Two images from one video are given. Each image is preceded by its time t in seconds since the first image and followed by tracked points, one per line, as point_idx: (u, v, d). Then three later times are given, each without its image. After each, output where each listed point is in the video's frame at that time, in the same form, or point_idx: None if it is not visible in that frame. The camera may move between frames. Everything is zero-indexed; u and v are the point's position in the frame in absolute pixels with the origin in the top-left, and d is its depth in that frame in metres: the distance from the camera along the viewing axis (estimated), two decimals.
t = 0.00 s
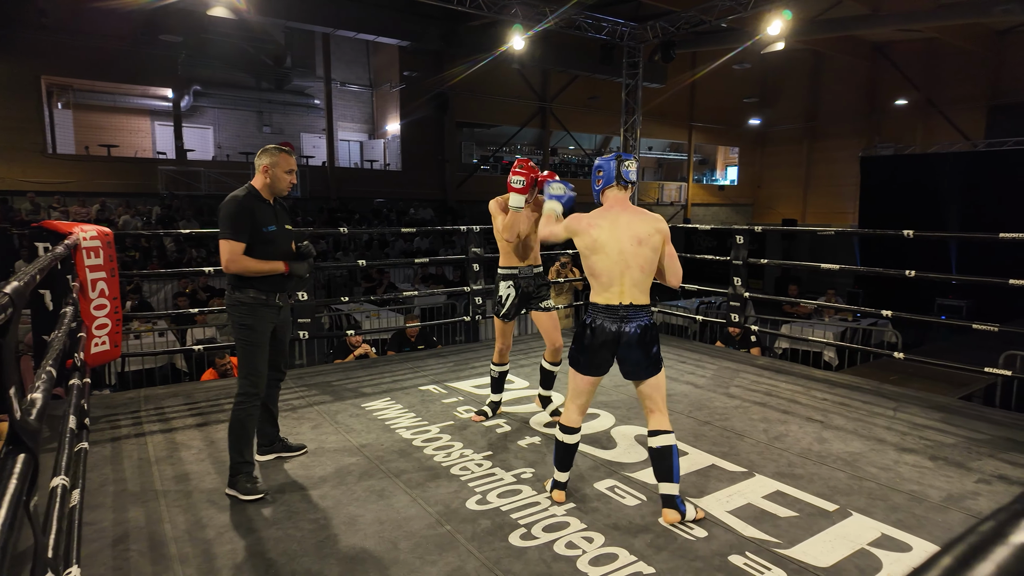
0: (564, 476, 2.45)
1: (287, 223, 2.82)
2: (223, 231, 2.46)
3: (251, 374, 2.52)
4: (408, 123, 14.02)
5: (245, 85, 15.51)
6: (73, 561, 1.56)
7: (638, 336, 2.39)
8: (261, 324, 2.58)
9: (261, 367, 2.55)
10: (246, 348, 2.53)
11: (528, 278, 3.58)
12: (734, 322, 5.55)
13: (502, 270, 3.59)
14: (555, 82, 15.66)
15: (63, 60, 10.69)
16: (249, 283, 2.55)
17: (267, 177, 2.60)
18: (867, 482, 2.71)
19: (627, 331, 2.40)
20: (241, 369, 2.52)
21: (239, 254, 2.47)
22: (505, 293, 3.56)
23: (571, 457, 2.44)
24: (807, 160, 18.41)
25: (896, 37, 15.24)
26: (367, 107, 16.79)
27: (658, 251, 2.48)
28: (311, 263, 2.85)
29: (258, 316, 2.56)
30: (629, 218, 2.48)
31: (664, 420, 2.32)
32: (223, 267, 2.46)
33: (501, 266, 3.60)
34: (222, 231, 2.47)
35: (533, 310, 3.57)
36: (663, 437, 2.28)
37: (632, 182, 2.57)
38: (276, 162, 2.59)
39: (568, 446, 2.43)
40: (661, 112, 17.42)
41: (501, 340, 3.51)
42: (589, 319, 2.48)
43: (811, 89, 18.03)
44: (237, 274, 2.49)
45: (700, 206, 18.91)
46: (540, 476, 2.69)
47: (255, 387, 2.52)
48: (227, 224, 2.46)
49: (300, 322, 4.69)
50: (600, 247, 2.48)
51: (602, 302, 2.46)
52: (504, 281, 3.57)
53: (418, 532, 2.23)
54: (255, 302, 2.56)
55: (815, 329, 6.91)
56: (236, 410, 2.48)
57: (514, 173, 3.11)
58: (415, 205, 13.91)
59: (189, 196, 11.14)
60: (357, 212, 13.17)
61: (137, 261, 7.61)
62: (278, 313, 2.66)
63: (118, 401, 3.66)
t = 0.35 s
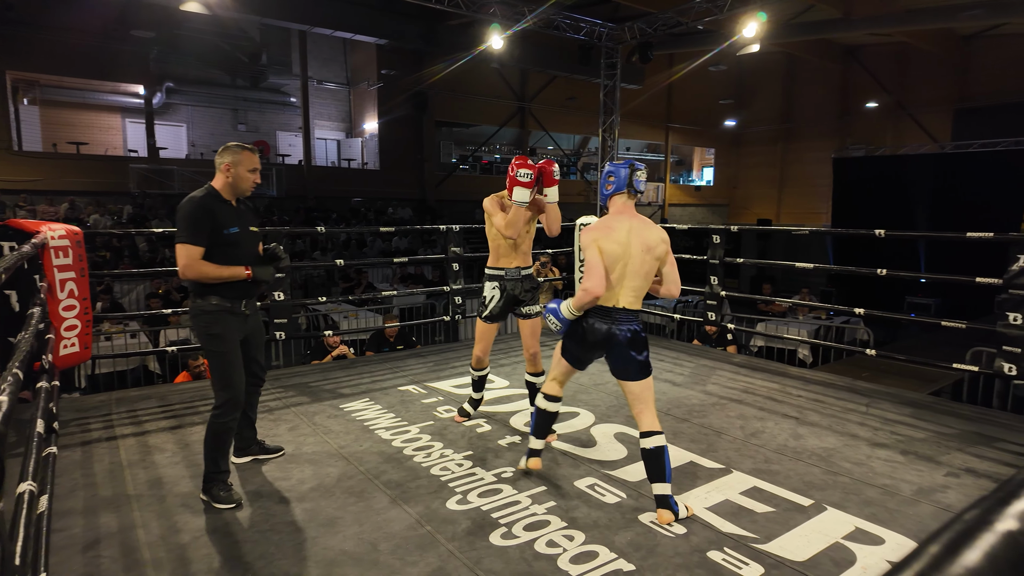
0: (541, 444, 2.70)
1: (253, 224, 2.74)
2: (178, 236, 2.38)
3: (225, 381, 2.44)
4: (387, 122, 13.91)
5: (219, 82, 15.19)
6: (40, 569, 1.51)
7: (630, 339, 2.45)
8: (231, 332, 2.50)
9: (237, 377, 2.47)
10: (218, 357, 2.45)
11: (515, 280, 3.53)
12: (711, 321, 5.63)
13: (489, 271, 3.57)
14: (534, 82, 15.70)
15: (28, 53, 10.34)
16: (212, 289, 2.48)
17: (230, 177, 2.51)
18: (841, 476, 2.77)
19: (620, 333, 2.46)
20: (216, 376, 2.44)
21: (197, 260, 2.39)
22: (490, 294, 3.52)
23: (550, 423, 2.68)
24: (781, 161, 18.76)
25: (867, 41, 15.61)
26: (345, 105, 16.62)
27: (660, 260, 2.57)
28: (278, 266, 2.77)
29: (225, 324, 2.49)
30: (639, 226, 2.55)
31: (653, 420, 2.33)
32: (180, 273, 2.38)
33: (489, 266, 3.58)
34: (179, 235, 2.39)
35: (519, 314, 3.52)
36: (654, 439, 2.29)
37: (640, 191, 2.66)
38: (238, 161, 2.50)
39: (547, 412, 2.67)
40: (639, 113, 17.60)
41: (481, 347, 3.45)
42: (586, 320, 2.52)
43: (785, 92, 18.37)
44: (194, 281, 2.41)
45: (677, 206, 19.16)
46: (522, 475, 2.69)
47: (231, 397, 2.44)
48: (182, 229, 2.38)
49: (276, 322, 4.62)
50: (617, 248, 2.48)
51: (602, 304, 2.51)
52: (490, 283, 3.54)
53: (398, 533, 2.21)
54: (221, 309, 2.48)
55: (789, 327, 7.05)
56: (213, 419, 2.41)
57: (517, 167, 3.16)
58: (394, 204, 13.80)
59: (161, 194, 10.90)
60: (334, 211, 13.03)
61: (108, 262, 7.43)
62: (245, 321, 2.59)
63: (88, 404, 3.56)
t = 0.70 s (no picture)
0: (473, 467, 2.48)
1: (221, 222, 2.58)
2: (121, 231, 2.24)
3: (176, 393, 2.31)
4: (365, 120, 13.77)
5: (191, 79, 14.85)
6: None
7: (571, 337, 2.48)
8: (186, 341, 2.34)
9: (184, 392, 2.33)
10: (166, 367, 2.31)
11: (478, 285, 3.52)
12: (688, 320, 5.70)
13: (450, 276, 3.56)
14: (513, 82, 15.72)
15: None
16: (163, 291, 2.32)
17: (195, 169, 2.38)
18: (814, 472, 2.83)
19: (562, 333, 2.48)
20: (165, 388, 2.31)
21: (138, 255, 2.22)
22: (453, 301, 3.49)
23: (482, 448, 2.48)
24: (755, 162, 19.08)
25: (838, 45, 15.96)
26: (321, 104, 16.42)
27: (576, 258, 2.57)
28: (242, 268, 2.58)
29: (174, 331, 2.31)
30: (546, 230, 2.57)
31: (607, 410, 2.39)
32: (120, 270, 2.23)
33: (449, 271, 3.58)
34: (121, 229, 2.24)
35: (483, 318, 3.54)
36: (612, 426, 2.34)
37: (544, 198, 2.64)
38: (204, 152, 2.37)
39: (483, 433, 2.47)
40: (617, 115, 17.75)
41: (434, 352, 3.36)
42: (523, 327, 2.53)
43: (759, 94, 18.71)
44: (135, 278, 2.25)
45: (654, 206, 19.36)
46: (501, 475, 2.69)
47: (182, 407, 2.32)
48: (126, 222, 2.23)
49: (252, 323, 4.54)
50: (522, 259, 2.57)
51: (534, 309, 2.54)
52: (452, 289, 3.52)
53: (378, 535, 2.19)
54: (174, 314, 2.32)
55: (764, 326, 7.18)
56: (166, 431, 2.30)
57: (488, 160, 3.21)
58: (372, 204, 13.66)
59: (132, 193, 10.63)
60: (311, 211, 12.86)
61: (77, 262, 7.22)
62: (202, 325, 2.38)
63: (56, 408, 3.46)
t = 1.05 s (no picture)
0: (464, 467, 2.50)
1: (214, 232, 2.47)
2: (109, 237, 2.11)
3: (159, 409, 2.14)
4: (360, 120, 13.76)
5: (183, 79, 14.73)
6: None
7: (553, 328, 2.66)
8: (176, 352, 2.19)
9: (175, 406, 2.17)
10: (150, 383, 2.14)
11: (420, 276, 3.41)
12: (682, 320, 5.72)
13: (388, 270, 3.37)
14: (507, 82, 15.73)
15: None
16: (151, 302, 2.17)
17: (193, 174, 2.30)
18: (807, 471, 2.85)
19: (547, 325, 2.65)
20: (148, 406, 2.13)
21: (124, 263, 2.10)
22: (400, 290, 3.31)
23: (473, 447, 2.51)
24: (749, 163, 19.17)
25: (832, 47, 16.02)
26: (316, 104, 16.37)
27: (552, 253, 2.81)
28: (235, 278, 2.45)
29: (164, 343, 2.17)
30: (535, 224, 2.72)
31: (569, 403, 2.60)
32: (104, 278, 2.10)
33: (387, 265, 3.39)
34: (105, 234, 2.11)
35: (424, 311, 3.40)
36: (573, 419, 2.54)
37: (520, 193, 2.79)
38: (203, 156, 2.30)
39: (471, 434, 2.51)
40: (611, 115, 17.79)
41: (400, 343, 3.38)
42: (514, 318, 2.61)
43: (752, 95, 18.79)
44: (119, 287, 2.11)
45: (649, 207, 19.43)
46: (496, 476, 2.70)
47: (165, 426, 2.14)
48: (114, 227, 2.11)
49: (246, 324, 4.53)
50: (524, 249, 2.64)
51: (525, 300, 2.63)
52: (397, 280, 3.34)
53: (372, 536, 2.19)
54: (165, 326, 2.18)
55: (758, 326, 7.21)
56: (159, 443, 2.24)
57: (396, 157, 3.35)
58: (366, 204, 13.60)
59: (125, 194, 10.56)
60: (305, 211, 12.81)
61: (70, 263, 7.19)
62: (190, 337, 2.23)
63: (49, 409, 3.44)
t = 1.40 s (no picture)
0: (493, 451, 2.65)
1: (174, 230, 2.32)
2: (97, 238, 1.92)
3: (121, 421, 1.95)
4: (370, 121, 13.83)
5: (196, 79, 14.85)
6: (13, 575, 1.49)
7: (572, 324, 2.67)
8: (143, 357, 2.02)
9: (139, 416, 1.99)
10: (113, 393, 1.95)
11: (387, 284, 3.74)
12: (692, 320, 5.68)
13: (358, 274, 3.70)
14: (517, 82, 15.71)
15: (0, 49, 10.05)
16: (123, 308, 1.99)
17: (164, 170, 2.14)
18: (817, 473, 2.82)
19: (565, 320, 2.66)
20: (107, 418, 1.94)
21: (121, 266, 1.95)
22: (361, 294, 3.65)
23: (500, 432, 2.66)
24: (760, 162, 19.04)
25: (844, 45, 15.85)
26: (326, 104, 16.45)
27: (588, 249, 2.80)
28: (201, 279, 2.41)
29: (137, 347, 2.00)
30: (568, 219, 2.74)
31: (587, 403, 2.59)
32: (95, 285, 1.91)
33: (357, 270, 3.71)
34: (93, 238, 1.92)
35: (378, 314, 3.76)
36: (590, 420, 2.53)
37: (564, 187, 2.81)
38: (174, 151, 2.15)
39: (495, 421, 2.64)
40: (621, 115, 17.74)
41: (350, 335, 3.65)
42: (531, 311, 2.66)
43: (763, 94, 18.65)
44: (114, 295, 1.95)
45: (659, 206, 19.37)
46: (504, 475, 2.70)
47: (129, 439, 1.97)
48: (100, 229, 1.93)
49: (256, 323, 4.55)
50: (549, 241, 2.67)
51: (543, 294, 2.66)
52: (361, 284, 3.66)
53: (379, 535, 2.20)
54: (134, 332, 2.00)
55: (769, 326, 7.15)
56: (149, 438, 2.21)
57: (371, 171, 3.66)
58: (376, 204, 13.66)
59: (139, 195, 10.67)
60: (316, 211, 12.88)
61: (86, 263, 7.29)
62: (167, 340, 2.11)
63: (61, 407, 3.48)
